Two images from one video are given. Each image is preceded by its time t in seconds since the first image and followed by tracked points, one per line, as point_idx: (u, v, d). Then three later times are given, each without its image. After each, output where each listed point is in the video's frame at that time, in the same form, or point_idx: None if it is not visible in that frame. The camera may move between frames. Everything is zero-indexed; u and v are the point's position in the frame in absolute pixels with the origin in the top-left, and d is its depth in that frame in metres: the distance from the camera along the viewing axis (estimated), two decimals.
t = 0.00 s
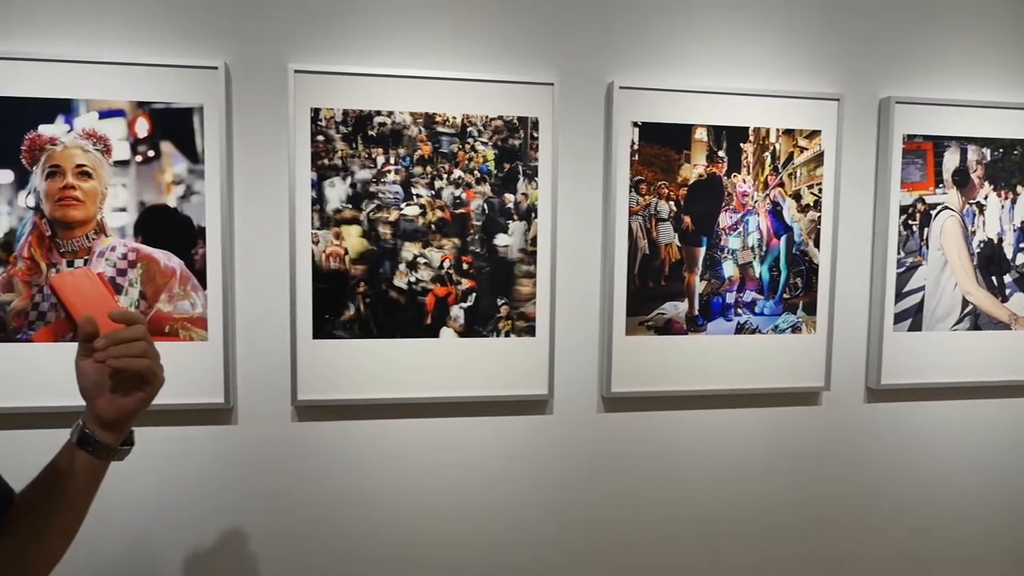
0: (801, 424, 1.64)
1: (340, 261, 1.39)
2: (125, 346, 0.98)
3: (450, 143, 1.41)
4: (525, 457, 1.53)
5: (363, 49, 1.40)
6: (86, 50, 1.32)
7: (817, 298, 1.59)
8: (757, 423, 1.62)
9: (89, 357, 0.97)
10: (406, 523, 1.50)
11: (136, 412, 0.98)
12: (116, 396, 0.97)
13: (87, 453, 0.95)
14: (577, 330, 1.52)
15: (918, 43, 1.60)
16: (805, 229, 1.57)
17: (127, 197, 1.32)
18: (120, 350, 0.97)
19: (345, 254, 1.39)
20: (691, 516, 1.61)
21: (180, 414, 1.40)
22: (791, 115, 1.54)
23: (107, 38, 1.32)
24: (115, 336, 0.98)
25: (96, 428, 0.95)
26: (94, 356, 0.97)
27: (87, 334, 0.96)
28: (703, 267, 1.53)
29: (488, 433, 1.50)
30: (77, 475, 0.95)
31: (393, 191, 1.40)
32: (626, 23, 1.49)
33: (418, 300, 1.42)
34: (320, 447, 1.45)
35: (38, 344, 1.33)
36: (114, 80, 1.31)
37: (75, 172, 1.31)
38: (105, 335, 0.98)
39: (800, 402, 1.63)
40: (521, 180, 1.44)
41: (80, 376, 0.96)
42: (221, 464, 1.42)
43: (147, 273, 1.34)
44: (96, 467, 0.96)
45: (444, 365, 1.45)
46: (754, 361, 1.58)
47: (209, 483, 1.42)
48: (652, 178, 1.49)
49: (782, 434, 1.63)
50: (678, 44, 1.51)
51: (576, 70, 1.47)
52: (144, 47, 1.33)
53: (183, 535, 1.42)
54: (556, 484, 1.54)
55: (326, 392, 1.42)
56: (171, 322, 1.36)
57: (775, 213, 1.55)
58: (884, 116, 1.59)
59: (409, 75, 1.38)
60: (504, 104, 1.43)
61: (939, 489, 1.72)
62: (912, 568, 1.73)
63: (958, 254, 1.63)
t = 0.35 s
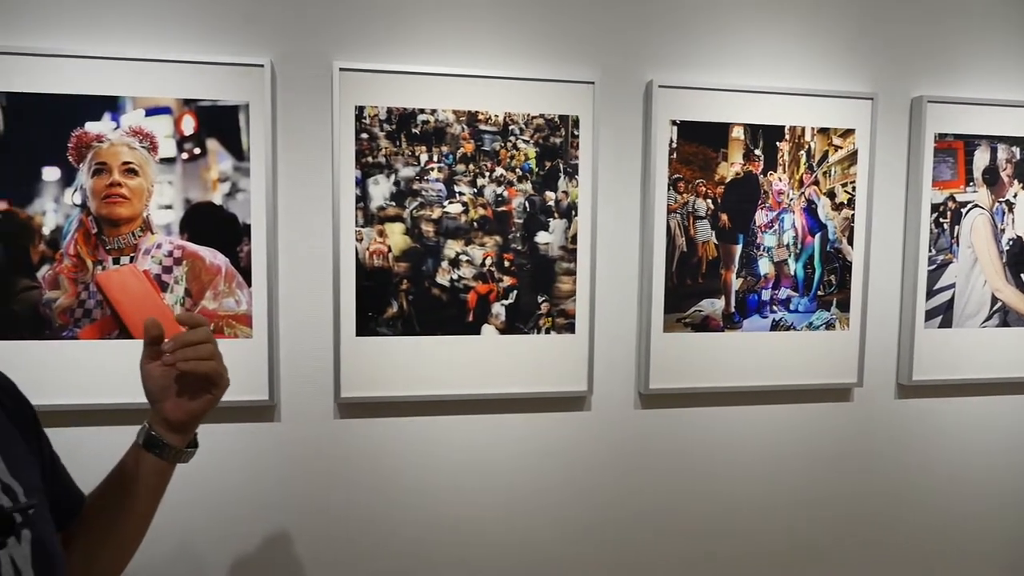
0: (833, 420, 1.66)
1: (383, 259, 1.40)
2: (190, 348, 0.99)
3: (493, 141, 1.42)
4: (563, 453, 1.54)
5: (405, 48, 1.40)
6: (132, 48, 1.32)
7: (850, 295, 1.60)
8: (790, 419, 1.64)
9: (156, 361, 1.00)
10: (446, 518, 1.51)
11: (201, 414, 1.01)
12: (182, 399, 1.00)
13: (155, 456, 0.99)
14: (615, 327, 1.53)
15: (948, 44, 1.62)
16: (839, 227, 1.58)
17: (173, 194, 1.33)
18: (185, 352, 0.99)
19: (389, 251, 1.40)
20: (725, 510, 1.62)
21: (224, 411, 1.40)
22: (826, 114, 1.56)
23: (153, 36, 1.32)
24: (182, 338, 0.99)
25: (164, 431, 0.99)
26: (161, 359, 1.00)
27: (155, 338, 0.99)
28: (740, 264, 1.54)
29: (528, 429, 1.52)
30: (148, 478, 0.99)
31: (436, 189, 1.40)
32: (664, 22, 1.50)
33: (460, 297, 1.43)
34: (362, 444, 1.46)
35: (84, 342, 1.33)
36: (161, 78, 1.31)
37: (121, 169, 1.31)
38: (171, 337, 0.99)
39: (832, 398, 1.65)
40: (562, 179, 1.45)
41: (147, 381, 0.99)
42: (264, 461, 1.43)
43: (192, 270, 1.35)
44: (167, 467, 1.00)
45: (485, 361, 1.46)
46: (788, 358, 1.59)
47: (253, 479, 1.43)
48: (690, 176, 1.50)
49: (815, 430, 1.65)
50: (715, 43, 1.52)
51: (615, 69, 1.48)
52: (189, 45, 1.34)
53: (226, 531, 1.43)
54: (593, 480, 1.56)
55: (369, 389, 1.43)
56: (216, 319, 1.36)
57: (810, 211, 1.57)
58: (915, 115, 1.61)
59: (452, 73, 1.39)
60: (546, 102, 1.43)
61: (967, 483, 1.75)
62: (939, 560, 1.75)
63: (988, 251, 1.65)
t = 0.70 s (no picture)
0: (855, 415, 1.68)
1: (416, 258, 1.41)
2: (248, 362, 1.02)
3: (524, 141, 1.43)
4: (592, 449, 1.56)
5: (438, 49, 1.42)
6: (169, 50, 1.33)
7: (873, 292, 1.62)
8: (814, 414, 1.66)
9: (211, 368, 1.05)
10: (477, 514, 1.53)
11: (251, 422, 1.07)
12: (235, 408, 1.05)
13: (204, 459, 1.03)
14: (643, 325, 1.55)
15: (968, 44, 1.65)
16: (863, 225, 1.60)
17: (210, 195, 1.34)
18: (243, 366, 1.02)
19: (422, 251, 1.41)
20: (748, 504, 1.65)
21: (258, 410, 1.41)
22: (850, 113, 1.57)
23: (190, 39, 1.34)
24: (241, 353, 1.02)
25: (214, 437, 1.03)
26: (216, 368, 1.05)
27: (215, 349, 1.02)
28: (766, 262, 1.56)
29: (557, 426, 1.53)
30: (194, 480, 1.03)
31: (468, 189, 1.42)
32: (692, 23, 1.51)
33: (492, 296, 1.45)
34: (394, 441, 1.47)
35: (122, 342, 1.34)
36: (198, 79, 1.32)
37: (158, 170, 1.32)
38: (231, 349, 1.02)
39: (855, 393, 1.67)
40: (591, 178, 1.46)
41: (203, 388, 1.04)
42: (299, 458, 1.44)
43: (229, 270, 1.36)
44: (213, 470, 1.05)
45: (516, 359, 1.47)
46: (813, 354, 1.61)
47: (287, 476, 1.44)
48: (717, 175, 1.52)
49: (837, 425, 1.67)
50: (741, 43, 1.54)
51: (643, 69, 1.50)
52: (225, 47, 1.35)
53: (262, 527, 1.45)
54: (621, 475, 1.58)
55: (402, 387, 1.44)
56: (252, 318, 1.38)
57: (834, 209, 1.58)
58: (937, 114, 1.63)
59: (484, 74, 1.40)
60: (576, 102, 1.45)
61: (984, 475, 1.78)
62: (955, 551, 1.79)
63: (1008, 248, 1.67)
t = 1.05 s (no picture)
0: (862, 407, 1.72)
1: (435, 254, 1.45)
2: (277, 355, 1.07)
3: (540, 140, 1.47)
4: (606, 441, 1.59)
5: (456, 50, 1.45)
6: (196, 51, 1.37)
7: (880, 287, 1.66)
8: (822, 407, 1.69)
9: (241, 362, 1.08)
10: (494, 505, 1.56)
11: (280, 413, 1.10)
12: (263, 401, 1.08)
13: (234, 447, 1.07)
14: (655, 319, 1.58)
15: (972, 44, 1.69)
16: (870, 221, 1.64)
17: (235, 192, 1.37)
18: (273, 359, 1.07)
19: (441, 247, 1.45)
20: (759, 495, 1.69)
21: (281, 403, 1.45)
22: (858, 112, 1.61)
23: (215, 41, 1.37)
24: (274, 346, 1.07)
25: (244, 426, 1.07)
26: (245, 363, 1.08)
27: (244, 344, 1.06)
28: (775, 258, 1.59)
29: (572, 419, 1.57)
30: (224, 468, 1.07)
31: (486, 186, 1.45)
32: (703, 24, 1.55)
33: (509, 291, 1.48)
34: (413, 433, 1.51)
35: (149, 336, 1.38)
36: (223, 80, 1.35)
37: (185, 169, 1.35)
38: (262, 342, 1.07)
39: (862, 387, 1.71)
40: (606, 176, 1.50)
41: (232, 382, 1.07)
42: (320, 450, 1.48)
43: (253, 266, 1.40)
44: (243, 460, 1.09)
45: (532, 353, 1.51)
46: (821, 348, 1.65)
47: (310, 468, 1.48)
48: (728, 173, 1.55)
49: (845, 417, 1.71)
50: (751, 44, 1.58)
51: (655, 69, 1.53)
52: (249, 49, 1.39)
53: (284, 517, 1.48)
54: (634, 466, 1.61)
55: (421, 381, 1.47)
56: (276, 313, 1.41)
57: (842, 206, 1.62)
58: (942, 113, 1.66)
59: (502, 75, 1.44)
60: (590, 102, 1.48)
61: (988, 467, 1.82)
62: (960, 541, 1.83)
63: (1012, 244, 1.71)
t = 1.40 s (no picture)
0: (865, 403, 1.76)
1: (451, 252, 1.49)
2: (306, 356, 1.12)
3: (552, 141, 1.51)
4: (615, 434, 1.63)
5: (471, 53, 1.49)
6: (219, 54, 1.41)
7: (882, 285, 1.70)
8: (825, 402, 1.73)
9: (268, 362, 1.12)
10: (506, 496, 1.60)
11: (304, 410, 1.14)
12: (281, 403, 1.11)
13: (259, 441, 1.11)
14: (663, 315, 1.62)
15: (973, 48, 1.73)
16: (873, 221, 1.67)
17: (257, 191, 1.42)
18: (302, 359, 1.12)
19: (456, 244, 1.49)
20: (764, 487, 1.73)
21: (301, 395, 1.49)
22: (861, 114, 1.65)
23: (238, 44, 1.42)
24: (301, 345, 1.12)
25: (270, 423, 1.11)
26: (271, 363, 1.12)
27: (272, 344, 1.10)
28: (780, 256, 1.63)
29: (582, 412, 1.61)
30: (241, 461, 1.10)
31: (500, 186, 1.49)
32: (711, 28, 1.59)
33: (522, 288, 1.52)
34: (428, 426, 1.55)
35: (173, 330, 1.42)
36: (246, 82, 1.39)
37: (208, 168, 1.39)
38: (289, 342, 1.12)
39: (865, 382, 1.75)
40: (616, 176, 1.54)
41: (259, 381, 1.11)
42: (338, 442, 1.52)
43: (274, 262, 1.44)
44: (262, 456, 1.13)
45: (544, 348, 1.55)
46: (825, 344, 1.69)
47: (327, 459, 1.52)
48: (734, 173, 1.59)
49: (848, 412, 1.75)
50: (757, 47, 1.61)
51: (664, 71, 1.57)
52: (271, 51, 1.43)
53: (303, 507, 1.52)
54: (643, 460, 1.65)
55: (436, 374, 1.51)
56: (295, 308, 1.45)
57: (846, 206, 1.66)
58: (944, 114, 1.70)
59: (515, 77, 1.48)
60: (601, 103, 1.52)
61: (988, 461, 1.86)
62: (961, 534, 1.87)
63: (1011, 243, 1.75)
